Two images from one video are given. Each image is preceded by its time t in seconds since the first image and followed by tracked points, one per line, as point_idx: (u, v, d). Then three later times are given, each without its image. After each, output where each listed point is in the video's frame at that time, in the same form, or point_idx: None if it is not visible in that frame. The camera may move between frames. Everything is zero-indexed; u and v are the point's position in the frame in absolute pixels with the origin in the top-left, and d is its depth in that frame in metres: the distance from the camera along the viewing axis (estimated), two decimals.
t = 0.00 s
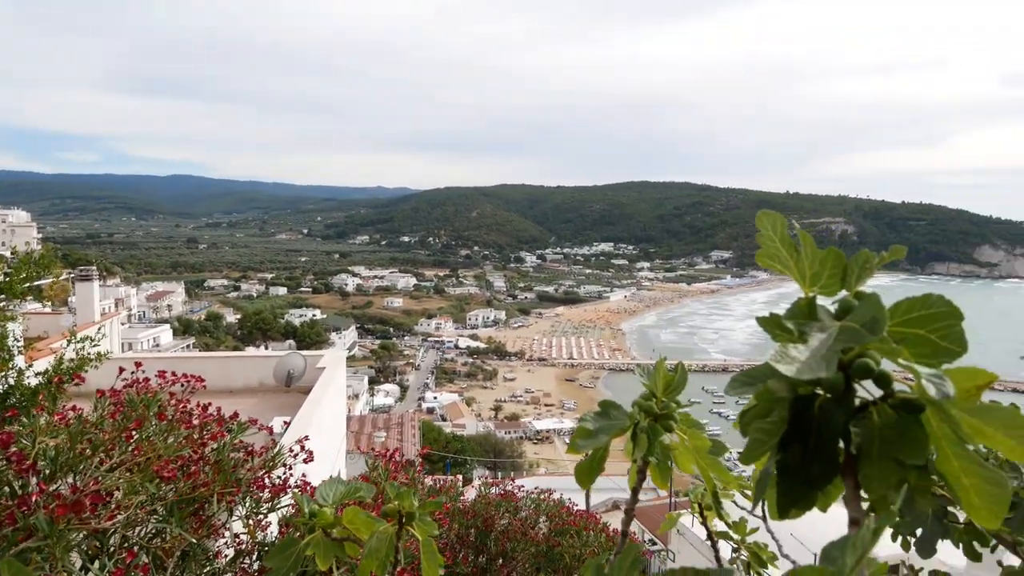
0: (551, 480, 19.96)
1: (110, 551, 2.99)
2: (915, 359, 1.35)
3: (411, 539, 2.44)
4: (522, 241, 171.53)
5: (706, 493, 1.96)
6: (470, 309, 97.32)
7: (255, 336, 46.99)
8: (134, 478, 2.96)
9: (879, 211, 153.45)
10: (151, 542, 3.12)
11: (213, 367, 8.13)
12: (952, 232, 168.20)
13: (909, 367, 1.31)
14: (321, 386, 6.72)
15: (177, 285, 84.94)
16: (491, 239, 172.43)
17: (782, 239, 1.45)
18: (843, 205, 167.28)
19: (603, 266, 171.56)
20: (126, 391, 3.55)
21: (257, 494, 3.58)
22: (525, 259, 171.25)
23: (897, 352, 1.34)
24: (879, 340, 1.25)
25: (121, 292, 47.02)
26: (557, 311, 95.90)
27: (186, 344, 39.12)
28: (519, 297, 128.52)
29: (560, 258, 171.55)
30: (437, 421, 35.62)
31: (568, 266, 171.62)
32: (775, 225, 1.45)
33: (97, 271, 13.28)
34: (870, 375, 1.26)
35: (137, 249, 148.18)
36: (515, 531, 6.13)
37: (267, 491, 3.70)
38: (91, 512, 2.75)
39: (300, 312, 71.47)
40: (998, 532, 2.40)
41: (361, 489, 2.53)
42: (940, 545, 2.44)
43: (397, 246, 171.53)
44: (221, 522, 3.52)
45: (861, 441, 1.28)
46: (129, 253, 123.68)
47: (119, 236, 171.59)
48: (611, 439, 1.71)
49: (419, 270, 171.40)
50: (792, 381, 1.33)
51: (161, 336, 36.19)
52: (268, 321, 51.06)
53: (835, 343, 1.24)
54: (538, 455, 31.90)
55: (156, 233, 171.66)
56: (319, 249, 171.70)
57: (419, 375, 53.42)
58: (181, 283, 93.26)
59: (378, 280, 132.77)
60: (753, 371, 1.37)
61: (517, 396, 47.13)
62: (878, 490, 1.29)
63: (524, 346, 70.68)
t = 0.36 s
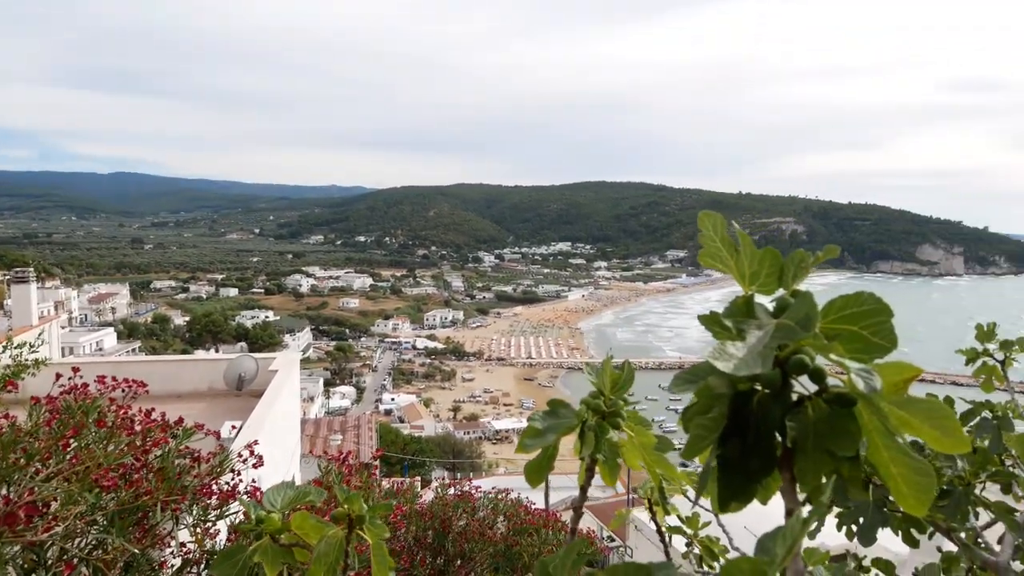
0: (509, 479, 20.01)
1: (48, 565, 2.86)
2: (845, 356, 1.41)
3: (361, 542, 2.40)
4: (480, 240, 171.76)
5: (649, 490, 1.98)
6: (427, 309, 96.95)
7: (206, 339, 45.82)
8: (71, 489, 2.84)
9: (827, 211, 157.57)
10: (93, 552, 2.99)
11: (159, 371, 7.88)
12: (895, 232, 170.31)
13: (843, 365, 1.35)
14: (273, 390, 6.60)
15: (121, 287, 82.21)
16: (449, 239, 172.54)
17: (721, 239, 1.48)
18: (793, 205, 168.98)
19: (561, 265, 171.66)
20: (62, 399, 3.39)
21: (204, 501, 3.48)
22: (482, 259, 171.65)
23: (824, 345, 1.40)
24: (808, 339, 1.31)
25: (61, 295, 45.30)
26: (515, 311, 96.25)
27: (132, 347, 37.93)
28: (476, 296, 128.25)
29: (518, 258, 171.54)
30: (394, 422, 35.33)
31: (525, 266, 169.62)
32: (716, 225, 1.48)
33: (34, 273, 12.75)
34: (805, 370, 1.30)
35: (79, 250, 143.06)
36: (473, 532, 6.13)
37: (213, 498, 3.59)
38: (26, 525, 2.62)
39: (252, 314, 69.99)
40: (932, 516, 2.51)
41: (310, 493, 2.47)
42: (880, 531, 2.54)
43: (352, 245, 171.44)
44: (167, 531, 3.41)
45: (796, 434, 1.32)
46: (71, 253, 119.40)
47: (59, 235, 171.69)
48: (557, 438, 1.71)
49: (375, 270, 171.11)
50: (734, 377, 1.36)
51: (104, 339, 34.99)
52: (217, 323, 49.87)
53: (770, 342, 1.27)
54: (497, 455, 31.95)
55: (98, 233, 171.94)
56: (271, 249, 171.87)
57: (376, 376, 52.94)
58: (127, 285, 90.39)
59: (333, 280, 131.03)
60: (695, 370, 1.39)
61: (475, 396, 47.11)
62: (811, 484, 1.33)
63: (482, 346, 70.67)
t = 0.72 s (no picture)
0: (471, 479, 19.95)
1: None
2: (792, 352, 1.45)
3: (312, 548, 2.35)
4: (442, 240, 171.65)
5: (604, 487, 2.00)
6: (387, 309, 96.21)
7: (158, 341, 44.58)
8: (10, 496, 2.71)
9: (782, 211, 161.00)
10: (32, 561, 2.87)
11: (107, 374, 7.64)
12: (847, 231, 171.05)
13: (788, 360, 1.37)
14: (229, 393, 6.45)
15: (68, 288, 79.52)
16: (410, 238, 172.32)
17: (670, 238, 1.50)
18: (749, 205, 169.81)
19: (523, 265, 171.64)
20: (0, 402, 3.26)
21: (152, 509, 3.36)
22: (444, 258, 171.37)
23: (766, 342, 1.43)
24: (755, 335, 1.33)
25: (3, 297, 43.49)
26: (476, 310, 96.17)
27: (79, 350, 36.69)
28: (437, 296, 127.66)
29: (480, 257, 171.52)
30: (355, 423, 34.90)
31: (488, 266, 171.58)
32: (666, 222, 1.50)
33: None
34: (751, 368, 1.33)
35: (22, 250, 137.84)
36: (433, 533, 6.11)
37: (164, 505, 3.48)
38: None
39: (206, 315, 68.39)
40: (880, 507, 2.57)
41: (261, 497, 2.41)
42: (828, 524, 2.60)
43: (311, 245, 171.47)
44: (114, 538, 3.28)
45: (739, 431, 1.35)
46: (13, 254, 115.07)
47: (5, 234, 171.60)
48: (509, 439, 1.71)
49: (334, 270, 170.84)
50: (680, 376, 1.37)
51: (49, 343, 33.77)
52: (170, 325, 48.65)
53: (715, 340, 1.29)
54: (460, 455, 31.80)
55: (43, 233, 171.64)
56: (227, 249, 171.52)
57: (336, 378, 52.28)
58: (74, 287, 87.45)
59: (290, 280, 128.91)
60: (644, 368, 1.40)
61: (437, 396, 46.83)
62: (756, 479, 1.35)
63: (444, 345, 70.30)
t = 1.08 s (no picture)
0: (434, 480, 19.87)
1: None
2: (733, 348, 1.47)
3: (264, 554, 2.29)
4: (402, 239, 171.80)
5: (557, 485, 2.00)
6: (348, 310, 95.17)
7: (108, 345, 43.22)
8: None
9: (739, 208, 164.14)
10: None
11: (53, 379, 7.39)
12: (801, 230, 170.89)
13: (730, 354, 1.40)
14: (182, 397, 6.30)
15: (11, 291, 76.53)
16: (370, 237, 172.23)
17: (619, 235, 1.51)
18: (708, 204, 171.44)
19: (485, 264, 171.59)
20: None
21: (99, 517, 3.25)
22: (405, 258, 171.33)
23: (712, 338, 1.45)
24: (697, 329, 1.34)
25: None
26: (439, 309, 95.76)
27: (23, 355, 35.33)
28: (399, 296, 126.77)
29: (442, 256, 171.50)
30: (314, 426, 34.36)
31: (450, 265, 171.74)
32: (614, 221, 1.50)
33: None
34: (698, 362, 1.35)
35: None
36: (395, 535, 6.05)
37: (109, 514, 3.35)
38: None
39: (159, 317, 66.51)
40: (824, 496, 2.66)
41: (209, 503, 2.36)
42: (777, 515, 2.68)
43: (268, 244, 171.59)
44: (56, 548, 3.15)
45: (683, 424, 1.36)
46: None
47: None
48: (461, 437, 1.69)
49: (292, 270, 171.48)
50: (628, 372, 1.38)
51: None
52: (119, 328, 47.12)
53: (662, 333, 1.30)
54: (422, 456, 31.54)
55: None
56: (180, 249, 171.49)
57: (295, 380, 51.43)
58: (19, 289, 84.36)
59: (247, 280, 126.38)
60: (590, 364, 1.41)
61: (399, 397, 46.45)
62: (702, 472, 1.37)
63: (406, 345, 69.75)
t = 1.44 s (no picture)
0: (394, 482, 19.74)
1: None
2: (681, 344, 1.49)
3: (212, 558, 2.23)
4: (361, 237, 171.67)
5: (506, 483, 2.00)
6: (305, 309, 93.83)
7: (52, 347, 41.61)
8: None
9: (697, 207, 166.75)
10: None
11: None
12: (757, 228, 171.38)
13: (672, 349, 1.42)
14: (131, 401, 6.12)
15: None
16: (328, 235, 171.85)
17: (567, 235, 1.51)
18: (665, 203, 171.46)
19: (446, 262, 171.46)
20: None
21: (41, 526, 3.13)
22: (364, 257, 170.89)
23: (657, 335, 1.47)
24: (642, 328, 1.36)
25: None
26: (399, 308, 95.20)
27: None
28: (359, 295, 125.58)
29: (401, 254, 171.47)
30: (271, 428, 33.71)
31: (410, 263, 171.62)
32: (560, 220, 1.50)
33: None
34: (642, 362, 1.36)
35: None
36: (353, 537, 5.99)
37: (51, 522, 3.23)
38: None
39: (107, 318, 64.33)
40: (774, 491, 2.72)
41: (153, 509, 2.29)
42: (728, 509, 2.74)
43: (222, 243, 171.59)
44: None
45: (632, 421, 1.37)
46: None
47: None
48: (411, 438, 1.67)
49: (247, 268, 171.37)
50: (573, 368, 1.39)
51: None
52: (64, 330, 45.38)
53: (607, 334, 1.30)
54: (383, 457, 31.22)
55: None
56: (128, 247, 171.57)
57: (250, 381, 50.40)
58: None
59: (201, 280, 123.38)
60: (538, 363, 1.40)
61: (359, 397, 45.91)
62: (645, 468, 1.38)
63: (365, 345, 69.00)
